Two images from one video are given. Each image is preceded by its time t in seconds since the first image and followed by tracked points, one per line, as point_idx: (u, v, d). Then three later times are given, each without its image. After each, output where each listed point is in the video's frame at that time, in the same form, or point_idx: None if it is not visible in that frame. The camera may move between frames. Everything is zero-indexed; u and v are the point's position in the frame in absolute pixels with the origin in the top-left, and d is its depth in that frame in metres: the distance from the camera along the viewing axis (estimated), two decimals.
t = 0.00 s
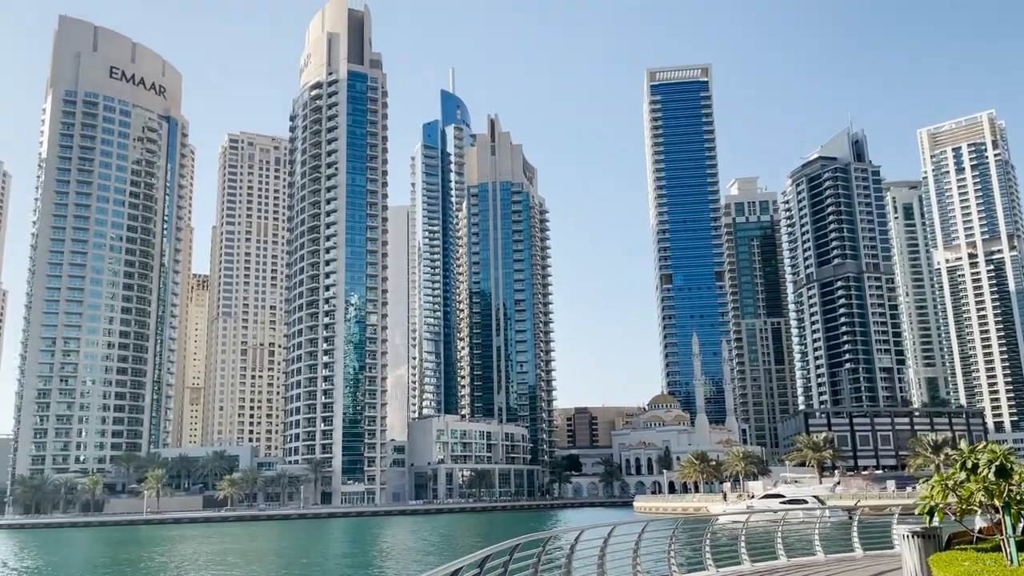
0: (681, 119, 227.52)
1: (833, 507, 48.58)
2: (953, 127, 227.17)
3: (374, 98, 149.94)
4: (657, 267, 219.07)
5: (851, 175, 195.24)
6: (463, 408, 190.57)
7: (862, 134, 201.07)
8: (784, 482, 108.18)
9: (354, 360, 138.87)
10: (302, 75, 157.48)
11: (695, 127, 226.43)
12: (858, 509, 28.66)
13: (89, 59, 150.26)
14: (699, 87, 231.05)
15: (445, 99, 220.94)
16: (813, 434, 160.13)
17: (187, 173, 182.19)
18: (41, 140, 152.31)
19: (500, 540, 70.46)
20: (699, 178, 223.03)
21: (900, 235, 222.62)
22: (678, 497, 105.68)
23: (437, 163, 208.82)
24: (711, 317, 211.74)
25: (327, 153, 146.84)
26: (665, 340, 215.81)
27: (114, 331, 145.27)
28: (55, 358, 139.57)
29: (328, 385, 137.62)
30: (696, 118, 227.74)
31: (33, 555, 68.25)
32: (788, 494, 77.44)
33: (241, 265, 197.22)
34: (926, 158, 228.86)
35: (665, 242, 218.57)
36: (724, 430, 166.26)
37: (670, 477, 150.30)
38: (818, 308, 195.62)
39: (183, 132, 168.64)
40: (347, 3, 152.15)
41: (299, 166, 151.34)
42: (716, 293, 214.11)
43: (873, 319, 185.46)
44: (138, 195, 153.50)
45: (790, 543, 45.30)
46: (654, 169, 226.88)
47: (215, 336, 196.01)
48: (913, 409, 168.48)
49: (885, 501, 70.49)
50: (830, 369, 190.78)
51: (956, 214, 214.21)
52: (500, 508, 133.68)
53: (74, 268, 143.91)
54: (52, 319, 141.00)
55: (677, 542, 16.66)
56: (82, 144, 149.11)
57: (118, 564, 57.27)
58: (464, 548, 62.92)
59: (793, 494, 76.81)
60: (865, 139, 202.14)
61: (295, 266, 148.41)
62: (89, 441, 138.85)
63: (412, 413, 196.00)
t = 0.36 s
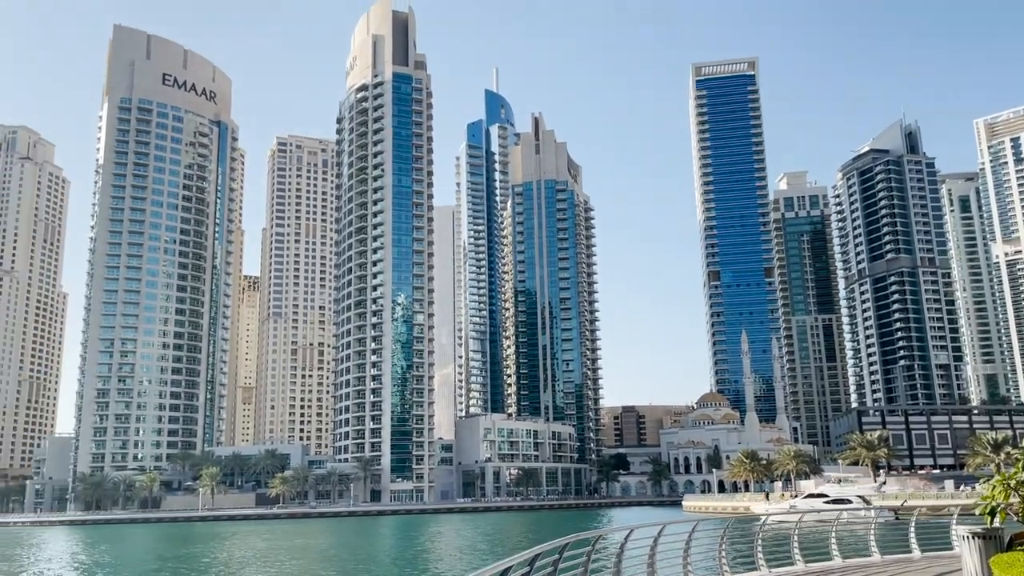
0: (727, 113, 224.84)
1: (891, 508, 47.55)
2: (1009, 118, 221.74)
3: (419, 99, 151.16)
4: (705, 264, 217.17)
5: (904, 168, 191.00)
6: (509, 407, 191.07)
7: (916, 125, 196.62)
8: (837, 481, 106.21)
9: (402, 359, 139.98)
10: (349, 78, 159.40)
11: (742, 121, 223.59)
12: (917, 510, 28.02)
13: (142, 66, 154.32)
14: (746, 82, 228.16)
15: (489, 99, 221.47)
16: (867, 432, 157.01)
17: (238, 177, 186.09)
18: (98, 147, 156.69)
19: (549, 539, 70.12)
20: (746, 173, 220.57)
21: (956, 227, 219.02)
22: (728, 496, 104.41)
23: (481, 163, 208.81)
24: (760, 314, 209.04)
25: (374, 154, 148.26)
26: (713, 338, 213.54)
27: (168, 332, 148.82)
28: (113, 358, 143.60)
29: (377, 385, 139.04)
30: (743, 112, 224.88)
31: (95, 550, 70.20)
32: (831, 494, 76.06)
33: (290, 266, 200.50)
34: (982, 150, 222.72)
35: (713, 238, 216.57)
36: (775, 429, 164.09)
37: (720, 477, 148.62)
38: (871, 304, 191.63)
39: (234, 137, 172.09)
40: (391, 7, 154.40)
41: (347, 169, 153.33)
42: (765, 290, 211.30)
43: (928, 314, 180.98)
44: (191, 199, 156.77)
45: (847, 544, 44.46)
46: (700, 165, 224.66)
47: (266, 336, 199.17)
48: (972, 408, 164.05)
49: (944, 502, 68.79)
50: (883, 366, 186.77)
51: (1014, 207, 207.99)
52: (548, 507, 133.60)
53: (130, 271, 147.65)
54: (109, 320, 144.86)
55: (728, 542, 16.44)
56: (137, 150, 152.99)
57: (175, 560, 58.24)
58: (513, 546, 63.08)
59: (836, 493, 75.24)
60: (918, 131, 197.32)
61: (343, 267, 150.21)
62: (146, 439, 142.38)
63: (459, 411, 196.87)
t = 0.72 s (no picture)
0: (787, 101, 220.76)
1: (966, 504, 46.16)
2: None
3: (475, 95, 152.14)
4: (767, 255, 213.28)
5: (976, 154, 184.95)
6: (568, 401, 191.08)
7: (987, 108, 188.94)
8: (906, 476, 103.34)
9: (460, 354, 141.18)
10: (406, 76, 161.18)
11: (804, 110, 219.21)
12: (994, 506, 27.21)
13: (207, 69, 158.70)
14: (806, 69, 223.32)
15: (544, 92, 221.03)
16: (938, 426, 152.65)
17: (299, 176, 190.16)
18: (166, 149, 161.34)
19: (612, 533, 69.84)
20: (808, 162, 216.39)
21: None
22: (793, 491, 102.51)
23: (538, 156, 210.73)
24: (824, 306, 204.48)
25: (431, 151, 149.57)
26: (775, 331, 209.86)
27: (235, 328, 152.59)
28: (183, 355, 147.69)
29: (437, 379, 140.39)
30: (804, 100, 220.46)
31: (170, 540, 72.50)
32: (890, 490, 74.00)
33: (351, 264, 203.92)
34: None
35: (775, 229, 212.59)
36: (842, 423, 160.86)
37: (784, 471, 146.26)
38: (942, 294, 185.81)
39: (295, 137, 175.58)
40: (447, 3, 154.19)
41: (405, 165, 154.99)
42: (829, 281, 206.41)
43: (1003, 305, 174.73)
44: (254, 199, 160.29)
45: (921, 542, 43.33)
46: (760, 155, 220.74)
47: (328, 332, 202.50)
48: None
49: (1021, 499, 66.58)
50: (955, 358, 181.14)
51: None
52: (608, 501, 133.16)
53: (198, 270, 151.78)
54: (179, 318, 149.18)
55: (795, 536, 16.15)
56: (202, 151, 157.19)
57: (245, 551, 59.63)
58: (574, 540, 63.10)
59: (896, 490, 73.11)
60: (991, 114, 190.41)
61: (403, 263, 151.86)
62: (216, 433, 146.39)
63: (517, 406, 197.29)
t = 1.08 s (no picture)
0: (858, 80, 213.64)
1: None
2: None
3: (537, 84, 151.79)
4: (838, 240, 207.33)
5: None
6: (634, 390, 189.73)
7: None
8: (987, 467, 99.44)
9: (524, 343, 141.70)
10: (467, 66, 161.73)
11: (876, 88, 211.90)
12: None
13: (274, 64, 162.54)
14: (879, 46, 215.52)
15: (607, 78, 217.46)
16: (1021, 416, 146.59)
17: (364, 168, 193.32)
18: (235, 144, 165.56)
19: (679, 523, 69.16)
20: (882, 142, 209.22)
21: None
22: (866, 481, 99.73)
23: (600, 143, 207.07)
24: (899, 292, 197.95)
25: (493, 141, 150.01)
26: (848, 318, 204.29)
27: (305, 319, 156.14)
28: (255, 345, 151.79)
29: (501, 367, 141.04)
30: (876, 78, 213.08)
31: (244, 525, 74.73)
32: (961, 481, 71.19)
33: (416, 254, 206.71)
34: None
35: (846, 212, 206.46)
36: (918, 413, 155.90)
37: (857, 461, 142.71)
38: None
39: (359, 130, 178.40)
40: None
41: (467, 155, 155.74)
42: (904, 266, 199.70)
43: None
44: (321, 191, 163.51)
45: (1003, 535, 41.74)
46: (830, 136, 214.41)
47: (395, 322, 205.47)
48: None
49: None
50: None
51: None
52: (675, 491, 131.78)
53: (268, 262, 155.77)
54: (251, 309, 153.36)
55: (871, 526, 15.60)
56: (271, 146, 160.99)
57: (317, 536, 60.99)
58: (639, 529, 62.85)
59: (966, 481, 70.33)
60: None
61: (466, 253, 152.85)
62: (287, 421, 150.41)
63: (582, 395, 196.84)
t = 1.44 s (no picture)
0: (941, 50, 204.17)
1: None
2: None
3: (604, 64, 150.10)
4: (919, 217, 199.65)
5: None
6: (704, 373, 187.25)
7: None
8: None
9: (592, 326, 141.26)
10: (533, 48, 160.98)
11: (961, 58, 202.33)
12: None
13: (342, 52, 165.42)
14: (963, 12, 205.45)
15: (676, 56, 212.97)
16: None
17: (432, 153, 195.03)
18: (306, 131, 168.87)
19: (751, 507, 68.13)
20: (966, 114, 199.99)
21: None
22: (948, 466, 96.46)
23: (669, 124, 204.00)
24: (985, 271, 189.80)
25: (559, 122, 149.26)
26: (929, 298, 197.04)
27: (376, 302, 158.90)
28: (328, 328, 155.30)
29: (570, 350, 140.99)
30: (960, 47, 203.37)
31: (320, 503, 76.96)
32: None
33: (484, 238, 208.08)
34: None
35: (927, 189, 198.53)
36: (1005, 396, 149.73)
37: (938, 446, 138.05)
38: None
39: (427, 114, 179.93)
40: None
41: (534, 138, 155.36)
42: (990, 244, 191.21)
43: None
44: (390, 177, 165.72)
45: None
46: (910, 109, 206.02)
47: (464, 306, 207.35)
48: None
49: None
50: None
51: None
52: (747, 474, 129.92)
53: (340, 247, 158.85)
54: (324, 293, 156.83)
55: (956, 512, 15.05)
56: (341, 132, 163.70)
57: (390, 515, 62.42)
58: (711, 513, 62.31)
59: None
60: None
61: (533, 236, 152.84)
62: (360, 403, 153.68)
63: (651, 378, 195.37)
